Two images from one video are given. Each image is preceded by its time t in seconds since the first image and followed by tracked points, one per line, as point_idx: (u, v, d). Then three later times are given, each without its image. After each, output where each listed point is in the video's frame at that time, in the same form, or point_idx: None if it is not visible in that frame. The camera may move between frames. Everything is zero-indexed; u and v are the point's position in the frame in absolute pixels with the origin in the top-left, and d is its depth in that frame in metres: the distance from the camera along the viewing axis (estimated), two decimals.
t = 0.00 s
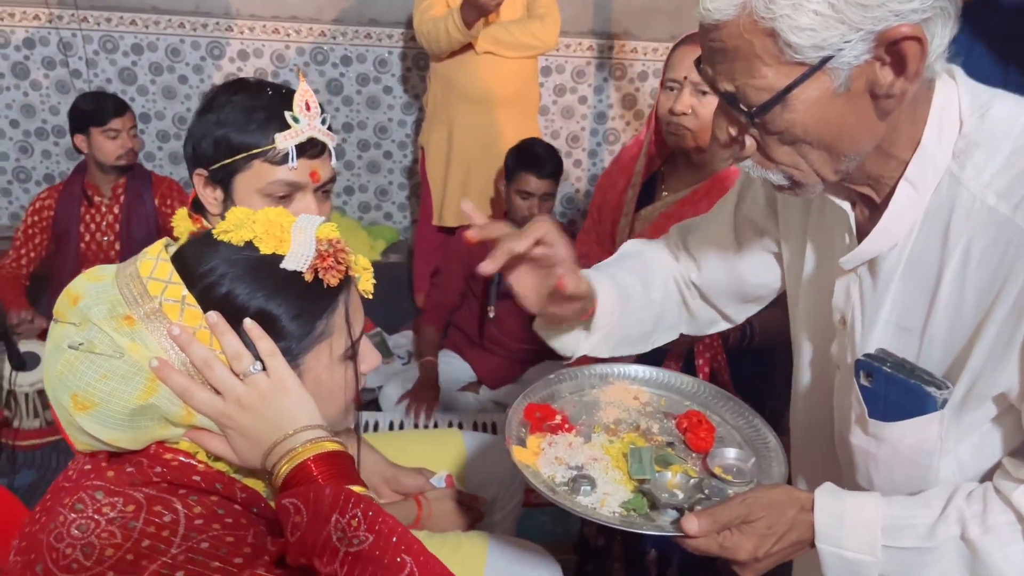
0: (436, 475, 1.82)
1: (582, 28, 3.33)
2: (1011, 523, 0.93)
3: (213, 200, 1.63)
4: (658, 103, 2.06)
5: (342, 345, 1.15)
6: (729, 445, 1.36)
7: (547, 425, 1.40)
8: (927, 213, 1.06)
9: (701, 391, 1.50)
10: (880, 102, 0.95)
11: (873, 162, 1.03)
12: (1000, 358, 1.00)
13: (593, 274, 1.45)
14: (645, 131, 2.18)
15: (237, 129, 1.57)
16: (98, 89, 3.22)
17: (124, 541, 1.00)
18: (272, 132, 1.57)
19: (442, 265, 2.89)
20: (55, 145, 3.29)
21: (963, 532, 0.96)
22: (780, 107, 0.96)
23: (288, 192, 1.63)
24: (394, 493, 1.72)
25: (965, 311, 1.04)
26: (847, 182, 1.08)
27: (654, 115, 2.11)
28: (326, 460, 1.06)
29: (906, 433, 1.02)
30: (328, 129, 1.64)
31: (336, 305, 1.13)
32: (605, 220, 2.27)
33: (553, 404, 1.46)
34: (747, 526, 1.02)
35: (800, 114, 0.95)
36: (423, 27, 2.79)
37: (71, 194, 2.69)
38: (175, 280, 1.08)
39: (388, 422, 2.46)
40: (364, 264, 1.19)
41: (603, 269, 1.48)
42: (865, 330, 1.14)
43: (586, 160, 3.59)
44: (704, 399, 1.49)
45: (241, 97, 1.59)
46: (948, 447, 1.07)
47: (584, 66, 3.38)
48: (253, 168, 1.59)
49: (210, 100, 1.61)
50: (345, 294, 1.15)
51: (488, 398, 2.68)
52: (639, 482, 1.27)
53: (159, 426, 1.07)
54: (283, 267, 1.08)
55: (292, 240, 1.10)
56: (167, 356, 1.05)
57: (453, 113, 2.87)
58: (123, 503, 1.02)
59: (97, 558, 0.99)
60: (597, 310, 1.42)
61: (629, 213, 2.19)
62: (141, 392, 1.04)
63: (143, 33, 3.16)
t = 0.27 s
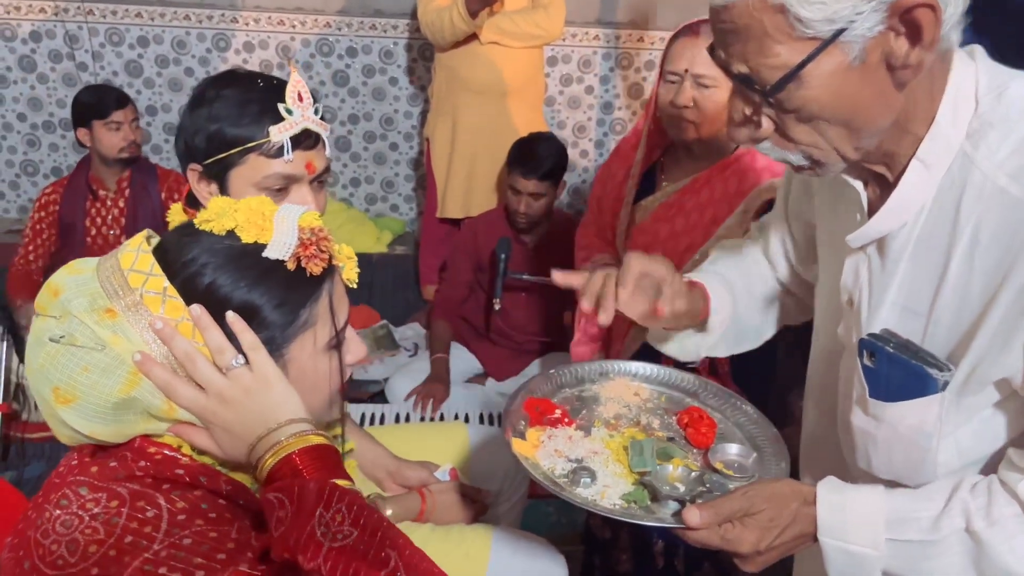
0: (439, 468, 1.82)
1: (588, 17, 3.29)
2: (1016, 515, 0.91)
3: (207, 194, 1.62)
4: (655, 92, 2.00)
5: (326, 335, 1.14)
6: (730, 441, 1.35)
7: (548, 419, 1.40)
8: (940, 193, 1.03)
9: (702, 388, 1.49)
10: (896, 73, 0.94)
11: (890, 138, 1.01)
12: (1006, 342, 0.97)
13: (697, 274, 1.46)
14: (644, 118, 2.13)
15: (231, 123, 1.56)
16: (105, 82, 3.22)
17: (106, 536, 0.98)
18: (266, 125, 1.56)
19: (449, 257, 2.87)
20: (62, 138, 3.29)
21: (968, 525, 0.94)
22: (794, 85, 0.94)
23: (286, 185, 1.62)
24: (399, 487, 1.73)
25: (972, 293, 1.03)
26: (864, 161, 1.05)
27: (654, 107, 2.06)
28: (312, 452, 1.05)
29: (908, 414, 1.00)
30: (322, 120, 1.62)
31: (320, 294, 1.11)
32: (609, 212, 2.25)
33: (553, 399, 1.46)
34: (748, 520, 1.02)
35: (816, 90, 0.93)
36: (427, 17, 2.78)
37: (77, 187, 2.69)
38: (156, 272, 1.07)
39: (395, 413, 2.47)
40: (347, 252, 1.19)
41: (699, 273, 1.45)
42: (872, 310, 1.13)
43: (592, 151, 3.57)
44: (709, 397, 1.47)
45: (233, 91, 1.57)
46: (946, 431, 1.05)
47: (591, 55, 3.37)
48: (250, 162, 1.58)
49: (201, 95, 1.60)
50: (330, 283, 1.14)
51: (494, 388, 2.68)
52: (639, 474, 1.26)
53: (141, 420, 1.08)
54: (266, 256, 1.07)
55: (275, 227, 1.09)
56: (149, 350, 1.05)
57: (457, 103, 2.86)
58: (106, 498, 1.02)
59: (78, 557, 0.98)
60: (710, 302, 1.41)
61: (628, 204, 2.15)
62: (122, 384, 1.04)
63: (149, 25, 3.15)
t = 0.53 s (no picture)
0: (440, 465, 1.80)
1: (588, 7, 3.26)
2: None
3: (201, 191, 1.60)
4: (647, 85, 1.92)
5: (301, 334, 1.10)
6: (741, 442, 1.33)
7: (559, 415, 1.39)
8: (951, 185, 0.97)
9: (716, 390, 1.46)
10: (905, 62, 0.89)
11: (904, 131, 0.95)
12: (1007, 338, 0.90)
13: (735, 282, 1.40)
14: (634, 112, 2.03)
15: (222, 119, 1.53)
16: (102, 75, 3.20)
17: (73, 564, 0.95)
18: (261, 120, 1.54)
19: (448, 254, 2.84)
20: (60, 132, 3.28)
21: (975, 527, 0.92)
22: (803, 80, 0.91)
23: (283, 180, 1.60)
24: (398, 484, 1.71)
25: (981, 290, 0.96)
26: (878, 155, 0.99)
27: (644, 99, 1.96)
28: (324, 499, 1.07)
29: (913, 407, 0.97)
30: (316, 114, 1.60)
31: (298, 293, 1.08)
32: (594, 210, 2.12)
33: (565, 395, 1.45)
34: (753, 519, 1.01)
35: (825, 83, 0.90)
36: (429, 9, 2.77)
37: (73, 182, 2.68)
38: (132, 252, 1.04)
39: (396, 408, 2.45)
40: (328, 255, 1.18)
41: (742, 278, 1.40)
42: (886, 301, 1.07)
43: (593, 142, 3.55)
44: (723, 398, 1.45)
45: (224, 87, 1.55)
46: (953, 426, 0.99)
47: (591, 46, 3.34)
48: (244, 158, 1.55)
49: (192, 90, 1.57)
50: (310, 282, 1.11)
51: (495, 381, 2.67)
52: (646, 472, 1.25)
53: (103, 412, 1.07)
54: (249, 246, 1.04)
55: (260, 220, 1.07)
56: (116, 334, 1.02)
57: (457, 95, 2.84)
58: (71, 518, 0.98)
59: None
60: (753, 308, 1.36)
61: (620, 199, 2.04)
62: (86, 364, 1.02)
63: (145, 18, 3.12)
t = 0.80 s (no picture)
0: (433, 457, 1.79)
1: None
2: None
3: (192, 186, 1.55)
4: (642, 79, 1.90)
5: (237, 335, 1.07)
6: (747, 432, 1.32)
7: (565, 400, 1.39)
8: (960, 170, 0.95)
9: (721, 380, 1.45)
10: (919, 43, 0.87)
11: (918, 115, 0.93)
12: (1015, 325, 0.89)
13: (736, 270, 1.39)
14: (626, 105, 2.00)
15: (213, 113, 1.49)
16: (90, 67, 3.16)
17: None
18: (251, 112, 1.51)
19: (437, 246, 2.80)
20: (48, 125, 3.24)
21: (979, 516, 0.91)
22: (818, 60, 0.87)
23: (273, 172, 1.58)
24: (391, 476, 1.70)
25: (988, 276, 0.94)
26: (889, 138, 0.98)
27: (639, 93, 1.95)
28: None
29: (918, 391, 0.96)
30: (306, 106, 1.58)
31: (237, 293, 1.05)
32: (586, 205, 2.08)
33: (571, 381, 1.45)
34: (757, 507, 1.00)
35: (838, 64, 0.87)
36: None
37: (61, 174, 2.64)
38: (60, 241, 0.99)
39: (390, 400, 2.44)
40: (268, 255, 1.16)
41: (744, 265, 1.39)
42: (890, 286, 1.05)
43: (584, 132, 3.53)
44: (728, 388, 1.44)
45: (212, 79, 1.50)
46: (955, 412, 0.97)
47: (582, 35, 3.32)
48: (235, 152, 1.52)
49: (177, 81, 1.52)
50: (249, 283, 1.09)
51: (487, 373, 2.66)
52: (651, 458, 1.24)
53: (20, 411, 1.02)
54: (187, 242, 1.01)
55: (201, 216, 1.04)
56: (37, 326, 0.98)
57: (449, 86, 2.81)
58: None
59: None
60: (755, 297, 1.35)
61: (614, 197, 2.02)
62: (6, 355, 0.99)
63: (133, 9, 3.09)
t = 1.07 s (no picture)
0: (409, 456, 1.77)
1: None
2: (1016, 505, 0.87)
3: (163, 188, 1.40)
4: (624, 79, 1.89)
5: (155, 349, 0.98)
6: (733, 432, 1.31)
7: (549, 403, 1.38)
8: (951, 169, 0.94)
9: (706, 379, 1.44)
10: (917, 39, 0.85)
11: (915, 112, 0.92)
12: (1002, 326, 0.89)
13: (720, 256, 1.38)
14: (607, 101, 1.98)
15: (184, 111, 1.35)
16: (56, 61, 3.10)
17: None
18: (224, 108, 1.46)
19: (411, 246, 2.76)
20: (13, 120, 3.18)
21: (968, 516, 0.91)
22: (816, 59, 0.86)
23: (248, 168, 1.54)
24: (367, 475, 1.68)
25: (975, 275, 0.93)
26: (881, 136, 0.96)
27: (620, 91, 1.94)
28: None
29: (909, 390, 0.96)
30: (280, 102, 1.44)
31: (153, 310, 0.96)
32: (568, 203, 2.04)
33: (556, 383, 1.44)
34: (748, 509, 1.00)
35: (836, 62, 0.85)
36: None
37: (26, 172, 2.59)
38: None
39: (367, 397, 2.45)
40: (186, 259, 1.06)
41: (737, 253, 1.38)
42: (879, 283, 1.05)
43: (559, 127, 3.51)
44: (711, 388, 1.43)
45: (180, 75, 1.35)
46: (943, 411, 0.97)
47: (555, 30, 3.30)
48: (207, 152, 1.38)
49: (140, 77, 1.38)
50: (168, 295, 0.99)
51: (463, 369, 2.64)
52: (640, 461, 1.23)
53: None
54: (96, 256, 0.91)
55: (112, 226, 0.93)
56: None
57: (424, 81, 2.78)
58: None
59: None
60: (740, 283, 1.33)
61: (596, 194, 2.00)
62: None
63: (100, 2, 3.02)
